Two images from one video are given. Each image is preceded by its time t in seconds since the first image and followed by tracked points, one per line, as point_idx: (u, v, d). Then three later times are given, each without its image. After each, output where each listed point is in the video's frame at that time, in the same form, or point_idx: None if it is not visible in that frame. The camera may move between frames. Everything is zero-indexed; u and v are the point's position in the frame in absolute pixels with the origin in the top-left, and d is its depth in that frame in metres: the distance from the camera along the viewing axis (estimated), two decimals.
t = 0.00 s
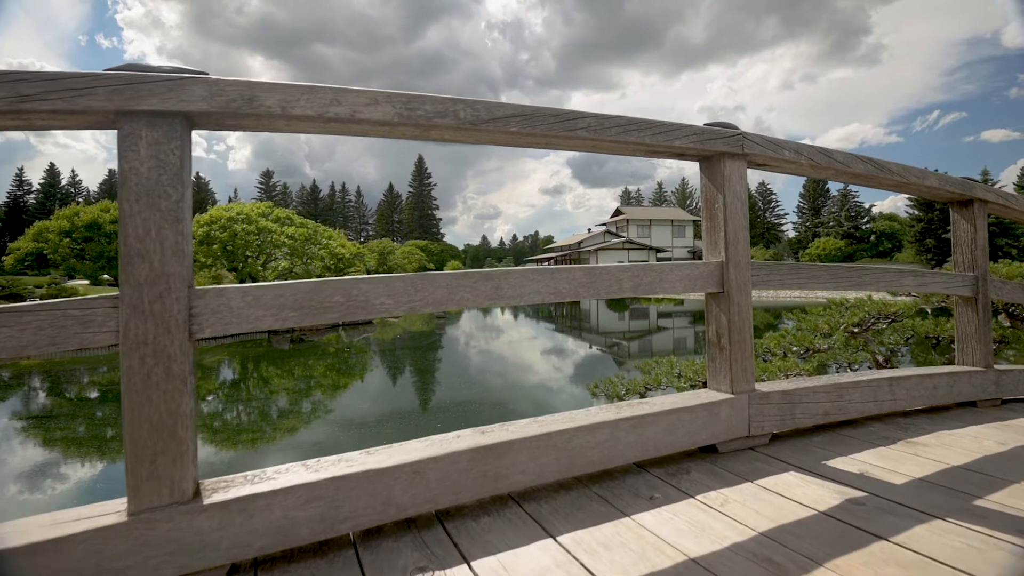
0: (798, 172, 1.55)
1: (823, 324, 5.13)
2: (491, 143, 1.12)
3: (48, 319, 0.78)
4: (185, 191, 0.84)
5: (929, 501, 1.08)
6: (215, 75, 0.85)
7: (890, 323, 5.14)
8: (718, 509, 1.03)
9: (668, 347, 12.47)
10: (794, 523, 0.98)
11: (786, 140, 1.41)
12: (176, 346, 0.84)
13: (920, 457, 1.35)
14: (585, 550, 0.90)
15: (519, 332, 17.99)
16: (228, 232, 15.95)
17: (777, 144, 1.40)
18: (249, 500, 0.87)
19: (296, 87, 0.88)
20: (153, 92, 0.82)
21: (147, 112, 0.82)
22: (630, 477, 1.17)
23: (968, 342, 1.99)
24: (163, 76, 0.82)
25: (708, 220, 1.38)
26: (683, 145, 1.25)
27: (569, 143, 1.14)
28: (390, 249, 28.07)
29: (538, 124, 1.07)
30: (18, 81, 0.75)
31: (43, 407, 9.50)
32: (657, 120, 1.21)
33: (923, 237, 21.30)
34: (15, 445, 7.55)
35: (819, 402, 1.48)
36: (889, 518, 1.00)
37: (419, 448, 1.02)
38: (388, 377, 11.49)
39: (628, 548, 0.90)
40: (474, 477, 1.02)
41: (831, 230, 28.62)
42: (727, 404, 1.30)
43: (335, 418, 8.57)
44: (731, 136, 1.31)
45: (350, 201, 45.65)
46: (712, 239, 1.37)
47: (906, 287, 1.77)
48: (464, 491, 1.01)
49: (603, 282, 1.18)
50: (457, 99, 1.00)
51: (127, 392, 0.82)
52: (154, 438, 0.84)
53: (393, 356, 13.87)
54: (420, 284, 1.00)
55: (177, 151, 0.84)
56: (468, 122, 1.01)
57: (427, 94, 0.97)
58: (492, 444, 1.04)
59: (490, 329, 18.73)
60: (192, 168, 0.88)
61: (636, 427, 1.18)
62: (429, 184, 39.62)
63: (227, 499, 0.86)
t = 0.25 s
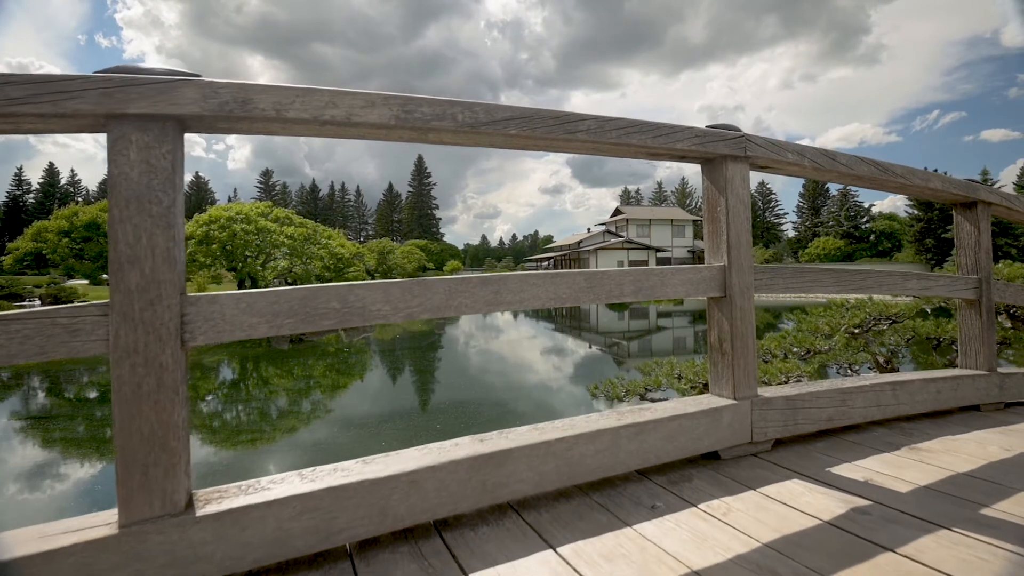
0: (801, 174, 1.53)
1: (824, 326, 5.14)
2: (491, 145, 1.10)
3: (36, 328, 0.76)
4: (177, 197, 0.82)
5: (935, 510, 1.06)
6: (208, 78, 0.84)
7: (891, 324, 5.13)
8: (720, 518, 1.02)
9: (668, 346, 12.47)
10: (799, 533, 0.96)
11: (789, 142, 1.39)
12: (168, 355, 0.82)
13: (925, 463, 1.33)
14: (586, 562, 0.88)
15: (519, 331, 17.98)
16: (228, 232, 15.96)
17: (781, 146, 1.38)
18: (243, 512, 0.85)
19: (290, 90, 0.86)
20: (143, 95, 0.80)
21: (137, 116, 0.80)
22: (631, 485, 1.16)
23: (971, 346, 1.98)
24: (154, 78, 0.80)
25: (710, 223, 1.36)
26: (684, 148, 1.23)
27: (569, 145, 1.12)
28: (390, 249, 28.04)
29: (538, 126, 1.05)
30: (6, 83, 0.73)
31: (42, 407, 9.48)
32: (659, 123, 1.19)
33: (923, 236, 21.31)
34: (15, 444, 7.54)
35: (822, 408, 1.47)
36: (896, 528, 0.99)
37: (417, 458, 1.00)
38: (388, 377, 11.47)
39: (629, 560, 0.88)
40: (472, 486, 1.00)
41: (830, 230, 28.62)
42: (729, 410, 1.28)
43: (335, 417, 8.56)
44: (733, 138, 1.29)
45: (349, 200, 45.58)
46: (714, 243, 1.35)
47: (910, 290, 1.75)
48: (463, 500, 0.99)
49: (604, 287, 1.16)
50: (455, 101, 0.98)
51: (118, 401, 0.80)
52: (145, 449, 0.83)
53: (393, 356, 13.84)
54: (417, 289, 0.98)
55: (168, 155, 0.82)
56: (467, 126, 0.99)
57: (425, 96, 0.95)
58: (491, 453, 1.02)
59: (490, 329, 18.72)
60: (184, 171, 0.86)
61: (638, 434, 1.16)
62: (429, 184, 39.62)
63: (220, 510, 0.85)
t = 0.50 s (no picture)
0: (804, 177, 1.51)
1: (825, 328, 5.13)
2: (491, 148, 1.09)
3: (24, 338, 0.74)
4: (169, 203, 0.80)
5: (942, 521, 1.04)
6: (200, 80, 0.82)
7: (893, 326, 5.11)
8: (723, 529, 1.00)
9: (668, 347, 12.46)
10: (804, 546, 0.94)
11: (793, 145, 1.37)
12: (159, 365, 0.81)
13: (930, 471, 1.32)
14: None
15: (519, 332, 17.98)
16: (227, 232, 15.96)
17: (784, 149, 1.36)
18: (237, 525, 0.84)
19: (285, 93, 0.84)
20: (133, 99, 0.78)
21: (128, 120, 0.78)
22: (633, 494, 1.14)
23: (975, 350, 1.96)
24: (144, 82, 0.78)
25: (712, 227, 1.34)
26: (686, 151, 1.21)
27: (570, 149, 1.10)
28: (390, 249, 28.03)
29: (539, 129, 1.03)
30: None
31: (42, 408, 9.44)
32: (661, 126, 1.17)
33: (923, 236, 21.31)
34: (15, 445, 7.52)
35: (826, 414, 1.45)
36: (902, 539, 0.97)
37: (415, 468, 0.98)
38: (389, 377, 11.44)
39: (629, 573, 0.86)
40: (471, 497, 0.98)
41: (830, 230, 28.62)
42: (732, 417, 1.27)
43: (335, 418, 8.55)
44: (736, 141, 1.27)
45: (349, 200, 45.58)
46: (716, 247, 1.33)
47: (914, 294, 1.74)
48: (462, 511, 0.97)
49: (605, 292, 1.14)
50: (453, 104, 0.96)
51: (108, 413, 0.78)
52: (137, 461, 0.81)
53: (393, 356, 13.81)
54: (415, 296, 0.96)
55: (160, 160, 0.80)
56: (466, 129, 0.97)
57: (422, 98, 0.93)
58: (491, 462, 1.00)
59: (490, 329, 18.71)
60: (177, 176, 0.84)
61: (640, 442, 1.15)
62: (429, 184, 39.62)
63: (213, 523, 0.83)
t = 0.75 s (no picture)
0: (808, 180, 1.49)
1: (827, 329, 5.12)
2: (491, 152, 1.07)
3: (11, 348, 0.73)
4: (159, 209, 0.78)
5: (950, 532, 1.02)
6: (192, 84, 0.80)
7: (895, 327, 5.10)
8: (727, 541, 0.98)
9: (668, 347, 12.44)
10: (810, 558, 0.92)
11: (798, 147, 1.35)
12: (150, 375, 0.79)
13: (937, 479, 1.30)
14: None
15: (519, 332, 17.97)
16: (227, 233, 15.91)
17: (788, 152, 1.34)
18: (230, 538, 0.81)
19: (280, 96, 0.82)
20: (124, 102, 0.76)
21: (118, 125, 0.76)
22: (635, 504, 1.12)
23: (980, 354, 1.94)
24: (135, 85, 0.76)
25: (715, 232, 1.32)
26: (690, 154, 1.19)
27: (571, 152, 1.08)
28: (390, 249, 28.02)
29: (540, 132, 1.01)
30: None
31: (42, 408, 9.42)
32: (664, 128, 1.15)
33: (923, 236, 21.30)
34: (14, 445, 7.50)
35: (830, 420, 1.43)
36: (910, 551, 0.95)
37: (413, 478, 0.96)
38: (389, 378, 11.41)
39: None
40: (470, 507, 0.96)
41: (830, 230, 28.61)
42: (736, 424, 1.25)
43: (335, 418, 8.54)
44: (739, 144, 1.25)
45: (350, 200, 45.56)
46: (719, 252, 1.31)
47: (919, 298, 1.72)
48: (461, 523, 0.95)
49: (607, 298, 1.12)
50: (452, 106, 0.94)
51: (98, 424, 0.76)
52: (128, 473, 0.79)
53: (393, 356, 13.80)
54: (414, 303, 0.94)
55: (151, 165, 0.78)
56: (465, 132, 0.95)
57: (420, 101, 0.92)
58: (491, 472, 0.98)
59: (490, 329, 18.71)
60: (169, 182, 0.83)
61: (642, 450, 1.13)
62: (429, 184, 39.61)
63: (206, 537, 0.81)
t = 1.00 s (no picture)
0: (811, 183, 1.47)
1: (829, 331, 5.09)
2: (492, 155, 1.05)
3: None
4: (150, 216, 0.76)
5: (958, 543, 1.00)
6: (184, 87, 0.78)
7: (897, 329, 5.07)
8: (732, 552, 0.96)
9: (669, 347, 12.41)
10: (817, 571, 0.90)
11: (803, 150, 1.33)
12: (142, 386, 0.77)
13: (943, 488, 1.28)
14: None
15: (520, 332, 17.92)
16: (227, 233, 15.86)
17: (793, 155, 1.32)
18: (224, 552, 0.80)
19: (275, 100, 0.80)
20: (114, 107, 0.74)
21: (108, 129, 0.74)
22: (637, 513, 1.10)
23: (985, 358, 1.92)
24: (126, 89, 0.74)
25: (718, 235, 1.30)
26: (693, 157, 1.17)
27: (573, 155, 1.06)
28: (390, 250, 28.00)
29: (541, 135, 0.99)
30: None
31: (42, 408, 9.39)
32: (667, 131, 1.13)
33: (924, 236, 21.28)
34: (15, 445, 7.49)
35: (834, 427, 1.42)
36: (919, 563, 0.93)
37: (412, 489, 0.94)
38: (389, 378, 11.38)
39: None
40: (470, 518, 0.94)
41: (831, 230, 28.57)
42: (740, 432, 1.23)
43: (336, 418, 8.52)
44: (744, 147, 1.23)
45: (350, 201, 45.54)
46: (723, 256, 1.29)
47: (924, 302, 1.70)
48: (460, 535, 0.93)
49: (609, 304, 1.10)
50: (452, 110, 0.92)
51: (88, 437, 0.74)
52: (118, 485, 0.77)
53: (393, 356, 13.77)
54: (412, 310, 0.92)
55: (142, 169, 0.76)
56: (465, 136, 0.93)
57: (419, 104, 0.90)
58: (490, 482, 0.96)
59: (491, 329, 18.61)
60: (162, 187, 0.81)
61: (644, 459, 1.11)
62: (430, 184, 39.59)
63: (198, 551, 0.79)
